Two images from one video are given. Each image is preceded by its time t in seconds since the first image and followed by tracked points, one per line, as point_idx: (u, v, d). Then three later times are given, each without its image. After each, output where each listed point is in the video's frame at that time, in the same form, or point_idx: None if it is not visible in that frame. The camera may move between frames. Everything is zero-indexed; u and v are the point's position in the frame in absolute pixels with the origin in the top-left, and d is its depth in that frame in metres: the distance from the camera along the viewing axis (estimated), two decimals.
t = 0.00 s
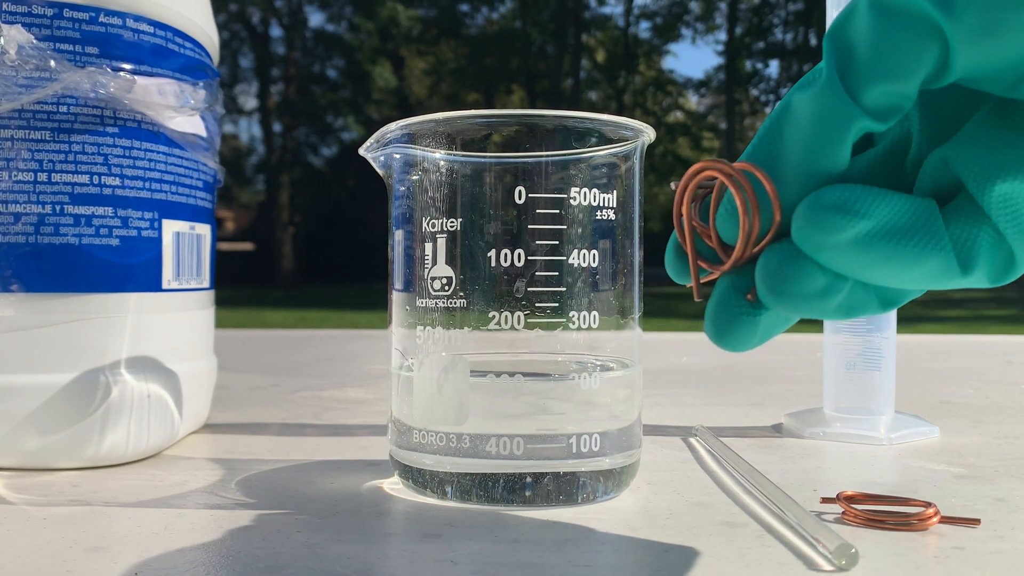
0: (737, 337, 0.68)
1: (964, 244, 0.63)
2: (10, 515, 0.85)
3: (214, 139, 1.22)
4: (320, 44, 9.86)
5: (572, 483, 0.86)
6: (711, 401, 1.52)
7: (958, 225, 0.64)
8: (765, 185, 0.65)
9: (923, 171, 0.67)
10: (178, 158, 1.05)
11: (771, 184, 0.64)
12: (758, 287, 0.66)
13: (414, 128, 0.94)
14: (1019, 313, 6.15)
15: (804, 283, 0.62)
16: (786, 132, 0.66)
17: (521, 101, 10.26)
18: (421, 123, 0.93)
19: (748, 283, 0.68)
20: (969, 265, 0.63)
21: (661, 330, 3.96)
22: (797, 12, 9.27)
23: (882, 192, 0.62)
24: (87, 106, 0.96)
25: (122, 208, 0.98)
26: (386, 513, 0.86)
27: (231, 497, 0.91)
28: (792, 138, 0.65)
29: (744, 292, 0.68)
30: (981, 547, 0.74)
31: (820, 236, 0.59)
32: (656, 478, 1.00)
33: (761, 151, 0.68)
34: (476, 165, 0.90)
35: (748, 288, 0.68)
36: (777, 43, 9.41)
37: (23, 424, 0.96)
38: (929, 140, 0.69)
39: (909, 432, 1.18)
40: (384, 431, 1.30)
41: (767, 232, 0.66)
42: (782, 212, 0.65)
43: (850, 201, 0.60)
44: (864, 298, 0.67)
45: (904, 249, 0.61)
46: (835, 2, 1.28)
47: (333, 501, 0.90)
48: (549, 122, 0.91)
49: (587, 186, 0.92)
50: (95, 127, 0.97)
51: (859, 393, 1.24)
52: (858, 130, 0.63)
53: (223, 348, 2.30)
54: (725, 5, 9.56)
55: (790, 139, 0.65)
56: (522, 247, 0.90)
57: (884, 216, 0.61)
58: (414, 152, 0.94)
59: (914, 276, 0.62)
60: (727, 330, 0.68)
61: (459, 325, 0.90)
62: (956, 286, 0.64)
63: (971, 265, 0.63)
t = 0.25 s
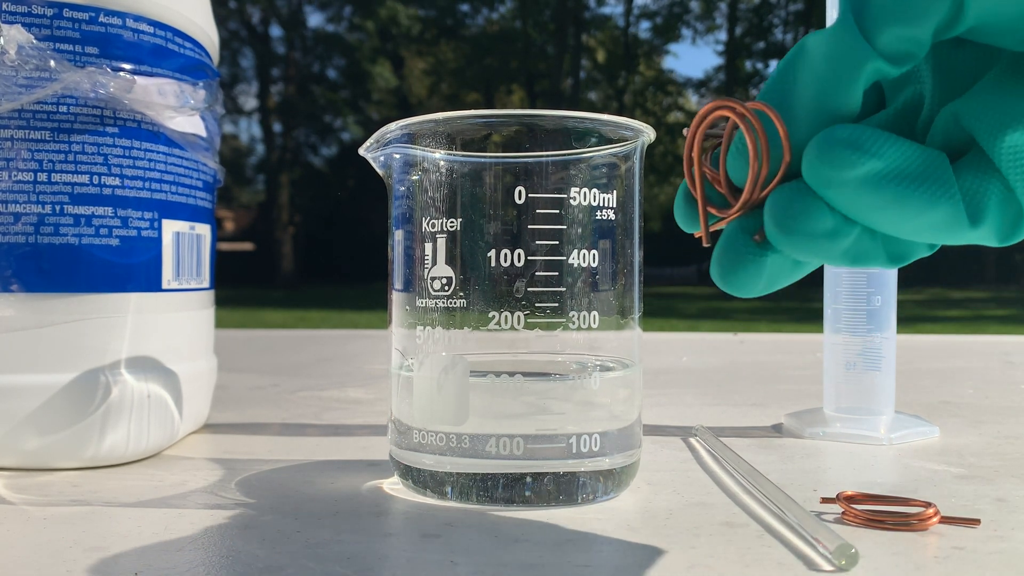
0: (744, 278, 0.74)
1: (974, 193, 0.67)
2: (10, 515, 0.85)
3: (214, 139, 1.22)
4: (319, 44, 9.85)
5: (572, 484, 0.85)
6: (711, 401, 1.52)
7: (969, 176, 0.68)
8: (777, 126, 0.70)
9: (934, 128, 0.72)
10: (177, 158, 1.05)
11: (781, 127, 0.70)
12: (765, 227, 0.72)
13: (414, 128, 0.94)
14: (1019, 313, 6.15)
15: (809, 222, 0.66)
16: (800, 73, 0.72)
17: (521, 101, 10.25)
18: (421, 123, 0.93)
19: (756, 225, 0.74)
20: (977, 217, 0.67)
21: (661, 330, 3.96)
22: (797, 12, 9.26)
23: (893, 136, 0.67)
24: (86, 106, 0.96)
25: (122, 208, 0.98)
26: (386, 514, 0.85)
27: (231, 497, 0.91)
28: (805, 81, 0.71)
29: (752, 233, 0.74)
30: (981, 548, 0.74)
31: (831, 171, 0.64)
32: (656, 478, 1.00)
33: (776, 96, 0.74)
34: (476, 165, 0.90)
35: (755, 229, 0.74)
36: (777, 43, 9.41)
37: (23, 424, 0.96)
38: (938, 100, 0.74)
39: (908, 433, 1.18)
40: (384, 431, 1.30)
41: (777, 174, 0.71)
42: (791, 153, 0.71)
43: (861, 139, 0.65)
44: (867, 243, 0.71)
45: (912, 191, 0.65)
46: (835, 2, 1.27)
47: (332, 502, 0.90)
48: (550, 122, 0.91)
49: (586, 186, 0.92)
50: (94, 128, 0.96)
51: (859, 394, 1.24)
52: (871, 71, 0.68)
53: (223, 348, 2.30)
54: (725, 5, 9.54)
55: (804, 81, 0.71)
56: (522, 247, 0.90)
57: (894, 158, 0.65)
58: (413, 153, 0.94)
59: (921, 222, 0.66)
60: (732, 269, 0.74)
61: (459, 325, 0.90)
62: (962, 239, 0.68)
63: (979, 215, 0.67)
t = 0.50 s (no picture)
0: (774, 264, 0.68)
1: (997, 174, 0.60)
2: (10, 515, 0.85)
3: (214, 139, 1.22)
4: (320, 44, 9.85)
5: (572, 484, 0.85)
6: (711, 401, 1.52)
7: (990, 154, 0.61)
8: (807, 111, 0.64)
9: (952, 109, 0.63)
10: (177, 158, 1.05)
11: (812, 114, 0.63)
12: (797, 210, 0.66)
13: (414, 129, 0.94)
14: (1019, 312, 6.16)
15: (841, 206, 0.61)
16: (830, 57, 0.65)
17: (521, 101, 10.26)
18: (421, 124, 0.93)
19: (788, 207, 0.67)
20: (1001, 195, 0.60)
21: (660, 330, 3.97)
22: (798, 12, 9.26)
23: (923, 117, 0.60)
24: (86, 106, 0.96)
25: (122, 208, 0.98)
26: (386, 513, 0.86)
27: (231, 497, 0.91)
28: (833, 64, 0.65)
29: (785, 216, 0.67)
30: (981, 547, 0.74)
31: (861, 156, 0.58)
32: (656, 478, 1.00)
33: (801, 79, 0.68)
34: (475, 166, 0.90)
35: (788, 211, 0.67)
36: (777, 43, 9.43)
37: (23, 423, 0.96)
38: (960, 79, 0.65)
39: (909, 432, 1.18)
40: (384, 430, 1.30)
41: (806, 158, 0.65)
42: (821, 137, 0.64)
43: (893, 123, 0.59)
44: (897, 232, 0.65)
45: (944, 172, 0.58)
46: (835, 1, 1.28)
47: (333, 501, 0.90)
48: (550, 122, 0.91)
49: (587, 186, 0.92)
50: (95, 127, 0.97)
51: (859, 393, 1.24)
52: (900, 56, 0.61)
53: (222, 347, 2.30)
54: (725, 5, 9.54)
55: (835, 64, 0.64)
56: (522, 247, 0.90)
57: (925, 140, 0.59)
58: (414, 153, 0.94)
59: (946, 205, 0.60)
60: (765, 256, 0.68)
61: (459, 325, 0.90)
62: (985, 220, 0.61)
63: (1002, 195, 0.60)
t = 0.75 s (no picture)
0: (872, 326, 0.83)
1: None
2: (10, 515, 0.85)
3: (214, 139, 1.22)
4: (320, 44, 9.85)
5: (572, 484, 0.85)
6: (711, 401, 1.52)
7: None
8: (896, 210, 0.72)
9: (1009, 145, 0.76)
10: (178, 158, 1.05)
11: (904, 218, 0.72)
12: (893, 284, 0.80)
13: (414, 129, 0.94)
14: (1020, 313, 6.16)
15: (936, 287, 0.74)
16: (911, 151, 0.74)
17: (521, 101, 10.26)
18: (421, 124, 0.93)
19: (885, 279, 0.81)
20: None
21: (660, 330, 3.97)
22: (798, 12, 9.25)
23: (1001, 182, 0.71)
24: (87, 106, 0.96)
25: (122, 208, 0.98)
26: (386, 513, 0.86)
27: (231, 497, 0.91)
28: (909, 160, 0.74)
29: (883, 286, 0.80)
30: (980, 548, 0.74)
31: (956, 250, 0.70)
32: (656, 478, 0.99)
33: (882, 178, 0.75)
34: (475, 166, 0.90)
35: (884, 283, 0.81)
36: (777, 43, 9.42)
37: (23, 424, 0.96)
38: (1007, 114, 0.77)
39: (908, 432, 1.18)
40: (384, 430, 1.30)
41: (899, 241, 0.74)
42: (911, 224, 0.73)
43: (977, 215, 0.70)
44: (969, 272, 0.78)
45: None
46: (835, 1, 1.28)
47: (332, 502, 0.90)
48: (550, 122, 0.91)
49: (586, 186, 0.92)
50: (94, 127, 0.96)
51: (860, 394, 1.24)
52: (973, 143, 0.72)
53: (223, 348, 2.30)
54: (725, 5, 9.48)
55: (914, 152, 0.74)
56: (522, 248, 0.90)
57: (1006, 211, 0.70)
58: (413, 152, 0.94)
59: None
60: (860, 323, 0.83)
61: (459, 325, 0.90)
62: None
63: None
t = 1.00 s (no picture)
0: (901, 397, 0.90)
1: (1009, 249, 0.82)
2: (10, 515, 0.85)
3: (214, 139, 1.22)
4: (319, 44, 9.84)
5: (573, 483, 0.86)
6: (711, 401, 1.52)
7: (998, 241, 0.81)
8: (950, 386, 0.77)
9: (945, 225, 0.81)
10: (178, 158, 1.05)
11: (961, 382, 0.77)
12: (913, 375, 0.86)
13: (414, 129, 0.94)
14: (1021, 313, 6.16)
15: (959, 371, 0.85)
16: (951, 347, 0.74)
17: (521, 101, 10.25)
18: (421, 123, 0.93)
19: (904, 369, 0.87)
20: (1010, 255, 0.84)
21: (660, 330, 3.98)
22: (798, 12, 9.24)
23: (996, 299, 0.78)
24: (87, 106, 0.96)
25: (122, 208, 0.98)
26: (386, 513, 0.86)
27: (231, 497, 0.91)
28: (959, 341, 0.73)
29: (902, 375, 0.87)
30: (980, 547, 0.74)
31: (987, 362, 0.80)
32: (656, 478, 1.00)
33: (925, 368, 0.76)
34: (475, 165, 0.90)
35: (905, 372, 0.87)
36: (777, 43, 9.41)
37: (23, 424, 0.96)
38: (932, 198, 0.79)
39: (909, 433, 1.18)
40: (384, 430, 1.30)
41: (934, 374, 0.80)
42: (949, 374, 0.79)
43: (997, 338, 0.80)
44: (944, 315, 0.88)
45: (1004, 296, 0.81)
46: (834, 2, 1.28)
47: (333, 502, 0.90)
48: (550, 123, 0.91)
49: (587, 186, 0.92)
50: (94, 127, 0.96)
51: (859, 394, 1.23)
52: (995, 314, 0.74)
53: (223, 348, 2.30)
54: (725, 5, 9.47)
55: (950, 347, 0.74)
56: (522, 248, 0.90)
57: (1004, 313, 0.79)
58: (413, 152, 0.94)
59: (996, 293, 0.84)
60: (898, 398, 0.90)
61: (459, 325, 0.89)
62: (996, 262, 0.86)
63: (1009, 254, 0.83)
